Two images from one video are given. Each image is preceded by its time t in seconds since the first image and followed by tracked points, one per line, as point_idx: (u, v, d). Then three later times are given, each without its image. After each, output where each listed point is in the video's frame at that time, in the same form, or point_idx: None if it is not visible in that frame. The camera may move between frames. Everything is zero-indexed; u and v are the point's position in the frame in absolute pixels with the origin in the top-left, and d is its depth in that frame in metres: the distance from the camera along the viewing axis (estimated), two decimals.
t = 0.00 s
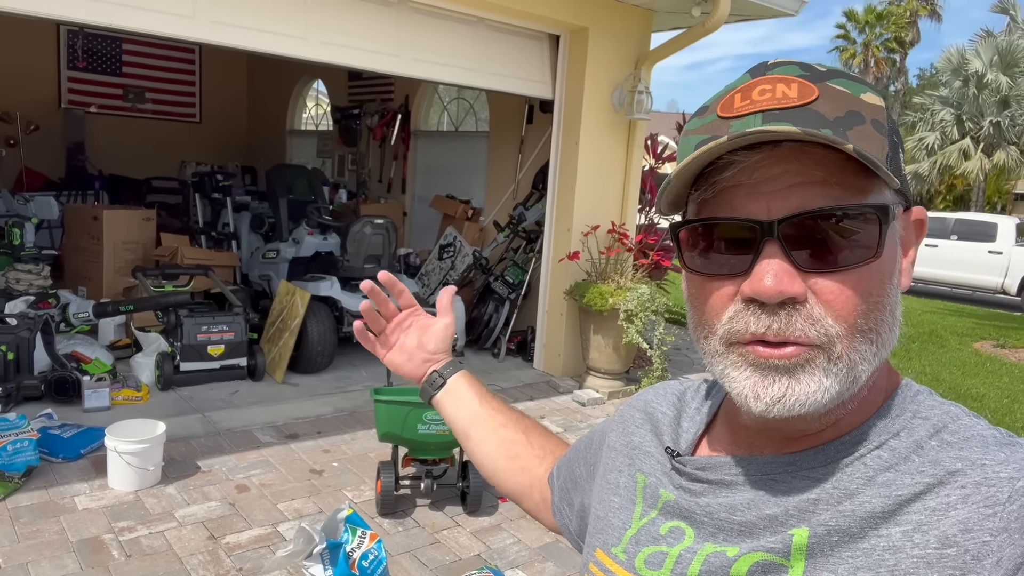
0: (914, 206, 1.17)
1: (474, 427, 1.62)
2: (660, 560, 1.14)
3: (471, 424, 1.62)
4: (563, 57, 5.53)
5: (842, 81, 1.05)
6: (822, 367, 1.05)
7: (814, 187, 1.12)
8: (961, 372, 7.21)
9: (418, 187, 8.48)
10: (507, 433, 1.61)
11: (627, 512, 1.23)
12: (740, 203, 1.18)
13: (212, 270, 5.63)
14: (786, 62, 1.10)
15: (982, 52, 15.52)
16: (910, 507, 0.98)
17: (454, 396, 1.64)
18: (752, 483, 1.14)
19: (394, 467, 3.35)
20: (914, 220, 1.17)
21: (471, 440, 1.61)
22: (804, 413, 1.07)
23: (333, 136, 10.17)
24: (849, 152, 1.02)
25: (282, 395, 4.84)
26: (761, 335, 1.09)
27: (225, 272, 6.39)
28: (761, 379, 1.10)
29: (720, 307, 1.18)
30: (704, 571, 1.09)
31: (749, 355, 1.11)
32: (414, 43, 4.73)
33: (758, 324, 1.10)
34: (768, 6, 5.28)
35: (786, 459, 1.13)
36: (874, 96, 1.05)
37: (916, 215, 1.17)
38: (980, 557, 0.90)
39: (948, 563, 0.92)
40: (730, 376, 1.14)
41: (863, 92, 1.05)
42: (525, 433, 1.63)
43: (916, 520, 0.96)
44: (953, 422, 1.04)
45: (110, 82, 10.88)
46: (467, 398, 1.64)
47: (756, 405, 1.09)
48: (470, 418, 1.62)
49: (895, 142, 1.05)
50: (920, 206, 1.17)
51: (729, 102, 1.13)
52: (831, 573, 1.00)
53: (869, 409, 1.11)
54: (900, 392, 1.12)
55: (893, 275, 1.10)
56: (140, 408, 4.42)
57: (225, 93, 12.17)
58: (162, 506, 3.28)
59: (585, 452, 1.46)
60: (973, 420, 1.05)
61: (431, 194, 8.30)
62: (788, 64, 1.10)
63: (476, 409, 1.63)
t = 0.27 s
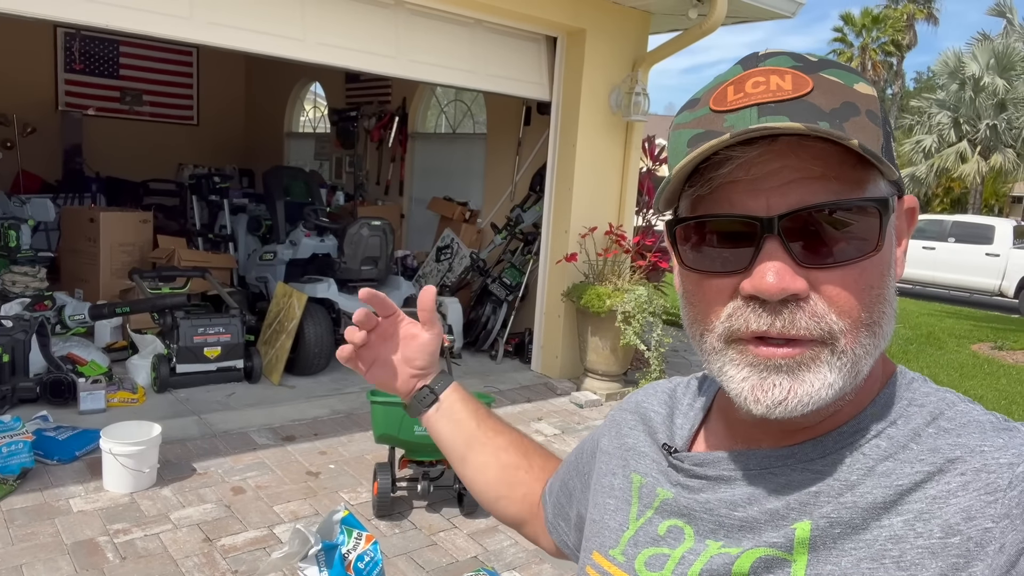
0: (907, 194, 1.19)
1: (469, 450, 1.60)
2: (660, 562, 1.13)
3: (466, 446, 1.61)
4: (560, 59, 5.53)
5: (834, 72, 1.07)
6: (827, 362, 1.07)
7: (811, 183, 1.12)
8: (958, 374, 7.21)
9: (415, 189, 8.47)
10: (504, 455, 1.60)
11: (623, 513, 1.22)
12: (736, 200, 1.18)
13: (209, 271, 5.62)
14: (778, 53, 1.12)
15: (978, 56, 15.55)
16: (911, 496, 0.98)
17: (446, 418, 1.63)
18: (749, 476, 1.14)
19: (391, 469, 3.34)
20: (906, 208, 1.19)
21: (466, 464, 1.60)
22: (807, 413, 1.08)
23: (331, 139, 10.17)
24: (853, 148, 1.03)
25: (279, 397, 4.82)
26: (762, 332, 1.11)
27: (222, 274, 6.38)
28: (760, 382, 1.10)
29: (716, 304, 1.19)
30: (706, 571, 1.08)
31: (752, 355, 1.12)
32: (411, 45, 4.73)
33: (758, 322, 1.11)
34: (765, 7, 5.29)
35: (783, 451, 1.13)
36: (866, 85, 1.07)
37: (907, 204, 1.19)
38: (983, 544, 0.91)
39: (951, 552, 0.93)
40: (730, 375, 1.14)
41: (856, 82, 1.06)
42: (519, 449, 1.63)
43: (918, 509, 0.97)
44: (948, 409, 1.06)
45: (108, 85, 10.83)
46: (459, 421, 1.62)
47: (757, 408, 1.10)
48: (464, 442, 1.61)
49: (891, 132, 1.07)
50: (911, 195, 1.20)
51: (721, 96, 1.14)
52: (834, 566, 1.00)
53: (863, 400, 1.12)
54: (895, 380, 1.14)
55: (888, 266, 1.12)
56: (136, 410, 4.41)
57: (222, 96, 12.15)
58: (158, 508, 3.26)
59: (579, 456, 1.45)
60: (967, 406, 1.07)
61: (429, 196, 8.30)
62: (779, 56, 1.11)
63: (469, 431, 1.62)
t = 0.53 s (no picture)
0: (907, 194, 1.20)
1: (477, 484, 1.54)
2: (664, 567, 1.12)
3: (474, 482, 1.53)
4: (558, 62, 5.54)
5: (833, 73, 1.07)
6: (834, 363, 1.08)
7: (814, 188, 1.12)
8: (955, 377, 7.21)
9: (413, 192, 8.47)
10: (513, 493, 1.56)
11: (623, 519, 1.21)
12: (737, 205, 1.17)
13: (205, 274, 5.60)
14: (775, 55, 1.11)
15: (975, 60, 15.59)
16: (916, 494, 0.98)
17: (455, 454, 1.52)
18: (753, 476, 1.14)
19: (386, 472, 3.33)
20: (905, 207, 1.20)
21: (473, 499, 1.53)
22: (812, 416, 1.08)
23: (328, 142, 10.16)
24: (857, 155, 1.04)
25: (275, 401, 4.81)
26: (769, 336, 1.12)
27: (218, 277, 6.36)
28: (767, 384, 1.11)
29: (719, 309, 1.19)
30: None
31: (757, 359, 1.13)
32: (408, 48, 4.73)
33: (764, 327, 1.12)
34: (762, 11, 5.29)
35: (786, 451, 1.13)
36: (865, 85, 1.07)
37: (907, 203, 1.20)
38: (990, 541, 0.91)
39: (959, 550, 0.92)
40: (736, 381, 1.15)
41: (854, 82, 1.07)
42: (525, 481, 1.60)
43: (923, 507, 0.97)
44: (950, 406, 1.07)
45: (105, 88, 10.83)
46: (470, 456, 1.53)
47: (764, 411, 1.10)
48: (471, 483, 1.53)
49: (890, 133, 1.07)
50: (910, 193, 1.20)
51: (719, 98, 1.12)
52: (840, 566, 0.99)
53: (866, 400, 1.12)
54: (896, 378, 1.14)
55: (892, 267, 1.12)
56: (131, 414, 4.39)
57: (219, 99, 12.15)
58: (152, 511, 3.24)
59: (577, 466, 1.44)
60: (970, 403, 1.07)
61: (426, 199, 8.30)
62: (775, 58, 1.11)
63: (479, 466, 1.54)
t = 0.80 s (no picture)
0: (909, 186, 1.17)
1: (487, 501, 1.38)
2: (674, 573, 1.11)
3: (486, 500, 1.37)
4: (555, 64, 5.53)
5: (817, 68, 1.04)
6: (817, 351, 1.06)
7: (788, 176, 1.14)
8: (952, 380, 7.20)
9: (410, 195, 8.46)
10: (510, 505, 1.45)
11: (629, 524, 1.22)
12: (720, 197, 1.22)
13: (201, 277, 5.58)
14: (761, 53, 1.09)
15: (972, 63, 15.64)
16: (929, 499, 0.97)
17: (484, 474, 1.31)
18: (762, 479, 1.14)
19: (382, 476, 3.31)
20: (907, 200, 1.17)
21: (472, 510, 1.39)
22: (800, 399, 1.08)
23: (325, 144, 10.15)
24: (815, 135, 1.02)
25: (271, 404, 4.79)
26: (749, 324, 1.11)
27: (215, 280, 6.35)
28: (754, 368, 1.11)
29: (708, 298, 1.21)
30: None
31: (744, 345, 1.12)
32: (405, 50, 4.72)
33: (744, 315, 1.12)
34: (759, 14, 5.29)
35: (796, 454, 1.12)
36: (851, 79, 1.04)
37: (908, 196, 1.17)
38: (1007, 548, 0.89)
39: (976, 558, 0.90)
40: (725, 367, 1.15)
41: (839, 76, 1.04)
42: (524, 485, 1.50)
43: (938, 514, 0.95)
44: (963, 411, 1.05)
45: (102, 91, 10.81)
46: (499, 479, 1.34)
47: (751, 395, 1.10)
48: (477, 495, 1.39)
49: (876, 123, 1.03)
50: (915, 185, 1.17)
51: (705, 98, 1.14)
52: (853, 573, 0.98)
53: (876, 403, 1.13)
54: (909, 383, 1.14)
55: (881, 254, 1.11)
56: (126, 417, 4.36)
57: (217, 102, 12.14)
58: (146, 515, 3.22)
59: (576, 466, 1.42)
60: (984, 409, 1.06)
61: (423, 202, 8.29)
62: (758, 56, 1.09)
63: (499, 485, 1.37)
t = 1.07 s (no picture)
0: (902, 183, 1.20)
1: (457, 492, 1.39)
2: None
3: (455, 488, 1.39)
4: (551, 67, 5.54)
5: (808, 64, 1.10)
6: (814, 337, 1.08)
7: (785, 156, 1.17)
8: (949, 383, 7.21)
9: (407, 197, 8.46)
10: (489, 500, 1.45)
11: (625, 528, 1.21)
12: (713, 179, 1.24)
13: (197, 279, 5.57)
14: (754, 52, 1.16)
15: (968, 67, 15.69)
16: (931, 499, 0.98)
17: (436, 452, 1.35)
18: (762, 480, 1.13)
19: (377, 478, 3.30)
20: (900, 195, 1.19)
21: (452, 511, 1.39)
22: (799, 388, 1.08)
23: (322, 147, 10.14)
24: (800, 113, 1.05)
25: (266, 406, 4.78)
26: (744, 308, 1.12)
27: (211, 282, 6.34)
28: (751, 359, 1.11)
29: (705, 286, 1.21)
30: None
31: (739, 335, 1.13)
32: (401, 52, 4.73)
33: (739, 297, 1.13)
34: (756, 17, 5.30)
35: (796, 454, 1.12)
36: (841, 73, 1.09)
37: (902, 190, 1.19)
38: (1009, 547, 0.90)
39: (978, 558, 0.91)
40: (722, 358, 1.16)
41: (830, 70, 1.09)
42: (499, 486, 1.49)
43: (940, 514, 0.96)
44: (963, 410, 1.07)
45: (98, 93, 10.81)
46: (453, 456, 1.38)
47: (749, 386, 1.10)
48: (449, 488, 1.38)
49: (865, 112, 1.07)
50: (909, 182, 1.20)
51: (699, 92, 1.21)
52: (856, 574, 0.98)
53: (873, 401, 1.14)
54: (908, 381, 1.15)
55: (876, 243, 1.12)
56: (121, 419, 4.35)
57: (214, 104, 12.14)
58: (140, 518, 3.21)
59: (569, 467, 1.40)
60: (984, 408, 1.08)
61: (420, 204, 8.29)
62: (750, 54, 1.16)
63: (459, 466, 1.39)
